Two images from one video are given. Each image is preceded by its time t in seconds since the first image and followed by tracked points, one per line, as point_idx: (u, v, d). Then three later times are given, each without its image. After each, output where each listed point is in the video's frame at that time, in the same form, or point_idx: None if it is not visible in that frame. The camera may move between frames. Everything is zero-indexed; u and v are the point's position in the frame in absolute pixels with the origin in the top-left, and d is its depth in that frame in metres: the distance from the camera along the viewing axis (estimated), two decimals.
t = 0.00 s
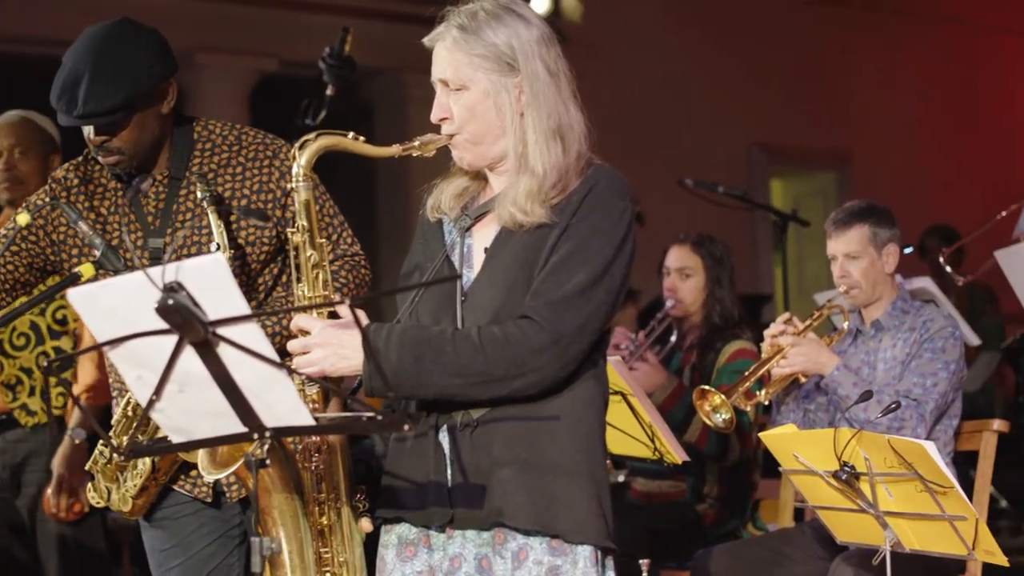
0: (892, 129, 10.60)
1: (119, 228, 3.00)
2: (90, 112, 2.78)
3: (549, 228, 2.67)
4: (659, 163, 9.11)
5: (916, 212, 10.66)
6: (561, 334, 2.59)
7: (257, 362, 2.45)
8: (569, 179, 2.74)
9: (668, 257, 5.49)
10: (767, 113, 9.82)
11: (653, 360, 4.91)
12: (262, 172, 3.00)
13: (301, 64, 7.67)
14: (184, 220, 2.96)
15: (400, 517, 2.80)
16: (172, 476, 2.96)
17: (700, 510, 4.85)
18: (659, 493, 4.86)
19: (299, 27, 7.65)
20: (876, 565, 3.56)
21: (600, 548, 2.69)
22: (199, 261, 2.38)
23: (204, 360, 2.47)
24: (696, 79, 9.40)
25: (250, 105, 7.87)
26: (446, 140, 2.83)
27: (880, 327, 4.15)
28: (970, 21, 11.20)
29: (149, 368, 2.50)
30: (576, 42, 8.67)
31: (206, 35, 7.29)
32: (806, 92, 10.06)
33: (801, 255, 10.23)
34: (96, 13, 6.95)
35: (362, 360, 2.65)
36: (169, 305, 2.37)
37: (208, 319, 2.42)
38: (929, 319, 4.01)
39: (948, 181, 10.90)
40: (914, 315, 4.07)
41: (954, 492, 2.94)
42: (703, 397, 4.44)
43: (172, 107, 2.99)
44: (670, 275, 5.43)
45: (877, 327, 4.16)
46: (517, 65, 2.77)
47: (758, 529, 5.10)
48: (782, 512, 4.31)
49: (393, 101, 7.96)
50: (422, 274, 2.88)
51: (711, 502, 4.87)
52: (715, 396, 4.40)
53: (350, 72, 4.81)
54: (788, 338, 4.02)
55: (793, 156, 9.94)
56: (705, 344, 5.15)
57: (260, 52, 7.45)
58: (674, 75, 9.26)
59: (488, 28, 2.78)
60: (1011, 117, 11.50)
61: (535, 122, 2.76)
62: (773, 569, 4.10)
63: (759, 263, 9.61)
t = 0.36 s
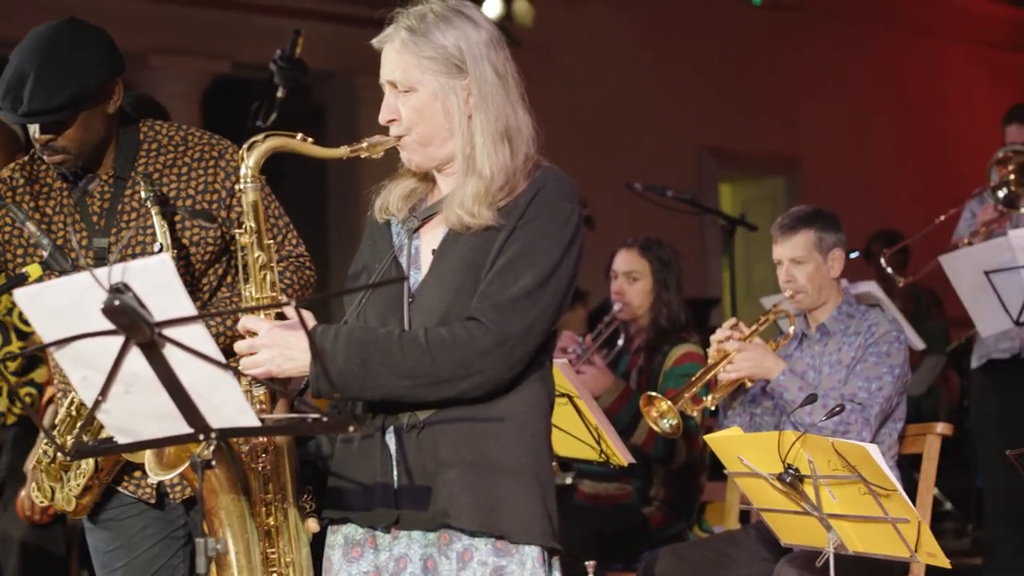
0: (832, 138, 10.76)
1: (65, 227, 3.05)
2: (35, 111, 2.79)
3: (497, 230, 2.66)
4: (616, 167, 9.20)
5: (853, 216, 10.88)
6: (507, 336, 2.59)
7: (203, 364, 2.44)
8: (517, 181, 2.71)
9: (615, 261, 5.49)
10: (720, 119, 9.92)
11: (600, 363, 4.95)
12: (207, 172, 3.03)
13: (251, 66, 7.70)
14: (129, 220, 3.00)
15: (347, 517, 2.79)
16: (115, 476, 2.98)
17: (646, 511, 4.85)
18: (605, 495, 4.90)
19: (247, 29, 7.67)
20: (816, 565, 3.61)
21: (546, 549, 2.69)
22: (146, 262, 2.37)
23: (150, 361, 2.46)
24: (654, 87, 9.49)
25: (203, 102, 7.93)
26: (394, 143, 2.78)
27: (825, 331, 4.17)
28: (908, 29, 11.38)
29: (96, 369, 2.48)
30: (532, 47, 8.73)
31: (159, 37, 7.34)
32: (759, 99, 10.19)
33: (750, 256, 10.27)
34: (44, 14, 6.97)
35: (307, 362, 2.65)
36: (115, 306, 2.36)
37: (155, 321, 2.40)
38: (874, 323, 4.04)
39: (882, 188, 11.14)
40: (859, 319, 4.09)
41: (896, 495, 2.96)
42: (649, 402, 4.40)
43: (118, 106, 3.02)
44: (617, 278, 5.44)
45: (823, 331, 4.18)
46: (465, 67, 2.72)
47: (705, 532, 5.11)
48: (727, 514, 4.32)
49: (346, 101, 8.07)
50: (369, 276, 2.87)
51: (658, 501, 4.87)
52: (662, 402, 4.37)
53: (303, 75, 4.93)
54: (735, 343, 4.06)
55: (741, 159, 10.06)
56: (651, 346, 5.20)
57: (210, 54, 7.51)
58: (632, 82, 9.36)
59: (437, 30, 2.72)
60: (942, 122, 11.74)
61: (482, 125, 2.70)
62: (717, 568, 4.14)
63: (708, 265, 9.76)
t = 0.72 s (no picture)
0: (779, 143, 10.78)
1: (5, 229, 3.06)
2: None
3: (437, 233, 2.64)
4: (563, 173, 9.26)
5: (798, 220, 10.89)
6: (447, 339, 2.57)
7: (142, 366, 2.42)
8: (457, 184, 2.69)
9: (558, 264, 5.50)
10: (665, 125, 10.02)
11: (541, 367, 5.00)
12: (147, 174, 3.05)
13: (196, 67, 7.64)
14: (69, 222, 3.02)
15: (288, 519, 2.76)
16: (54, 477, 3.00)
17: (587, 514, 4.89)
18: (547, 497, 4.92)
19: (191, 30, 7.58)
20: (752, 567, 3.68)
21: (485, 551, 2.68)
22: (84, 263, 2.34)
23: (90, 363, 2.43)
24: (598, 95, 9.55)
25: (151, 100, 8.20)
26: (335, 145, 2.79)
27: (766, 336, 4.21)
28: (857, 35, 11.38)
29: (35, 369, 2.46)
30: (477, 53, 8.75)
31: (106, 36, 7.26)
32: (706, 106, 10.26)
33: (694, 260, 10.39)
34: None
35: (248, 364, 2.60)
36: (54, 307, 2.35)
37: (94, 322, 2.38)
38: (814, 329, 4.07)
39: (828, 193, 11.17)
40: (799, 324, 4.13)
41: (835, 498, 2.98)
42: (592, 406, 4.47)
43: (59, 108, 3.03)
44: (560, 282, 5.45)
45: (763, 336, 4.21)
46: (407, 70, 2.70)
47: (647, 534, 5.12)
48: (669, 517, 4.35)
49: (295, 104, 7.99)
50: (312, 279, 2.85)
51: (599, 505, 4.92)
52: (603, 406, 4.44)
53: (245, 77, 4.90)
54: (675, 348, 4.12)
55: (685, 164, 10.11)
56: (592, 351, 5.22)
57: (155, 55, 7.43)
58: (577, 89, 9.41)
59: (379, 33, 2.71)
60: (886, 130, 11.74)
61: (424, 127, 2.69)
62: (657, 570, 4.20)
63: (652, 271, 9.78)
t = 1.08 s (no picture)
0: (717, 150, 10.84)
1: None
2: None
3: (371, 240, 2.58)
4: (509, 175, 9.36)
5: (740, 222, 10.95)
6: (383, 347, 2.51)
7: (77, 365, 2.38)
8: (391, 189, 2.63)
9: (499, 265, 5.55)
10: (613, 126, 10.10)
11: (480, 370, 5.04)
12: (86, 175, 3.10)
13: (141, 64, 7.65)
14: (7, 220, 3.06)
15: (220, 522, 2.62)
16: None
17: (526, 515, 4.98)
18: (485, 499, 4.98)
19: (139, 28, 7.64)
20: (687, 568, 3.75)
21: (418, 554, 2.56)
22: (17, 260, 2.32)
23: (24, 362, 2.40)
24: (543, 96, 9.61)
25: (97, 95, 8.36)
26: (269, 151, 2.74)
27: (706, 338, 4.30)
28: (795, 43, 11.43)
29: None
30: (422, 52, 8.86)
31: (49, 37, 7.30)
32: (652, 109, 10.36)
33: (641, 261, 10.54)
34: None
35: (185, 374, 2.53)
36: None
37: (28, 319, 2.35)
38: (753, 331, 4.15)
39: (771, 199, 11.26)
40: (738, 327, 4.22)
41: (770, 501, 3.06)
42: (530, 409, 4.55)
43: None
44: (500, 284, 5.51)
45: (702, 338, 4.30)
46: (340, 76, 2.66)
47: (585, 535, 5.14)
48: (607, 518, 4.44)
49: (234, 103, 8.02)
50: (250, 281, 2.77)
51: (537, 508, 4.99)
52: (541, 409, 4.51)
53: (190, 75, 4.99)
54: (614, 351, 4.15)
55: (627, 164, 10.18)
56: (533, 352, 5.23)
57: (100, 53, 7.46)
58: (521, 91, 9.47)
59: (311, 39, 2.65)
60: (821, 138, 11.78)
61: (357, 133, 2.64)
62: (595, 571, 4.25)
63: (597, 274, 9.87)
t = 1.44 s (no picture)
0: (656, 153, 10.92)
1: None
2: None
3: (292, 235, 2.57)
4: (447, 179, 9.47)
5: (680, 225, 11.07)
6: (301, 337, 2.49)
7: (8, 367, 2.35)
8: (317, 185, 2.63)
9: (436, 268, 5.65)
10: (553, 130, 10.19)
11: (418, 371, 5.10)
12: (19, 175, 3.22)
13: (82, 66, 7.63)
14: None
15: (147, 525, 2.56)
16: None
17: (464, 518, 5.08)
18: (423, 500, 5.10)
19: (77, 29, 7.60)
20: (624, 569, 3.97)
21: (349, 552, 2.53)
22: None
23: None
24: (480, 99, 9.70)
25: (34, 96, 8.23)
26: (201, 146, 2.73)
27: (642, 341, 4.51)
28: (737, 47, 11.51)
29: None
30: (363, 55, 8.97)
31: None
32: (595, 114, 10.47)
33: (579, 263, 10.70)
34: None
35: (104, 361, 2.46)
36: None
37: None
38: (689, 334, 4.38)
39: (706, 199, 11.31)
40: (674, 329, 4.44)
41: (704, 502, 3.45)
42: (468, 411, 4.64)
43: None
44: (437, 286, 5.60)
45: (639, 340, 4.51)
46: (273, 75, 2.64)
47: (523, 536, 5.31)
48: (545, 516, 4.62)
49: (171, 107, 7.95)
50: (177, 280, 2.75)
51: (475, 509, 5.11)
52: (478, 410, 4.61)
53: (127, 77, 5.06)
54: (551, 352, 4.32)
55: (570, 168, 10.27)
56: (471, 354, 5.36)
57: (40, 55, 7.43)
58: (460, 93, 9.57)
59: (245, 37, 2.64)
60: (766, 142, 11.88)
61: (286, 130, 2.63)
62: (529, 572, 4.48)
63: (536, 276, 10.00)
